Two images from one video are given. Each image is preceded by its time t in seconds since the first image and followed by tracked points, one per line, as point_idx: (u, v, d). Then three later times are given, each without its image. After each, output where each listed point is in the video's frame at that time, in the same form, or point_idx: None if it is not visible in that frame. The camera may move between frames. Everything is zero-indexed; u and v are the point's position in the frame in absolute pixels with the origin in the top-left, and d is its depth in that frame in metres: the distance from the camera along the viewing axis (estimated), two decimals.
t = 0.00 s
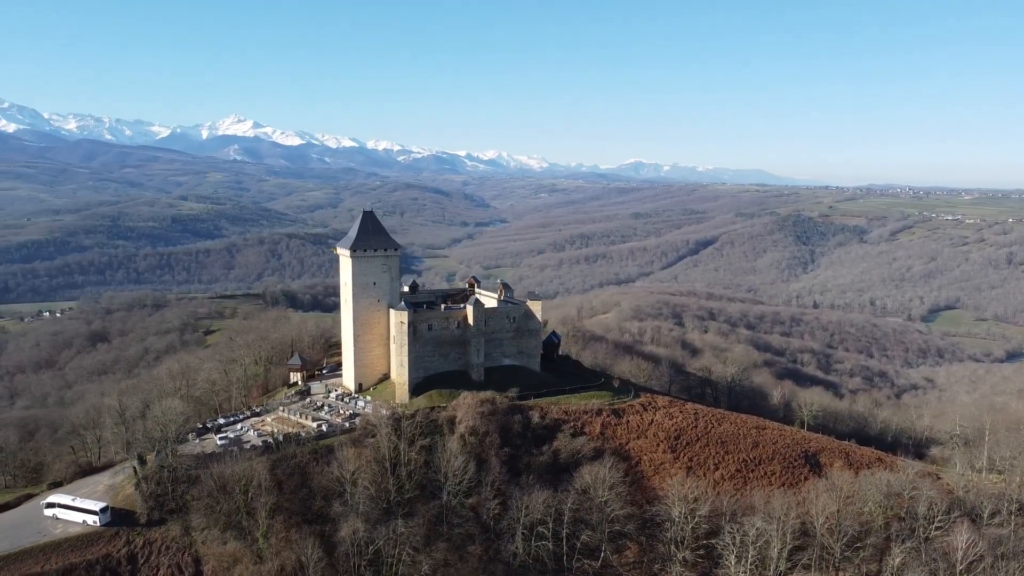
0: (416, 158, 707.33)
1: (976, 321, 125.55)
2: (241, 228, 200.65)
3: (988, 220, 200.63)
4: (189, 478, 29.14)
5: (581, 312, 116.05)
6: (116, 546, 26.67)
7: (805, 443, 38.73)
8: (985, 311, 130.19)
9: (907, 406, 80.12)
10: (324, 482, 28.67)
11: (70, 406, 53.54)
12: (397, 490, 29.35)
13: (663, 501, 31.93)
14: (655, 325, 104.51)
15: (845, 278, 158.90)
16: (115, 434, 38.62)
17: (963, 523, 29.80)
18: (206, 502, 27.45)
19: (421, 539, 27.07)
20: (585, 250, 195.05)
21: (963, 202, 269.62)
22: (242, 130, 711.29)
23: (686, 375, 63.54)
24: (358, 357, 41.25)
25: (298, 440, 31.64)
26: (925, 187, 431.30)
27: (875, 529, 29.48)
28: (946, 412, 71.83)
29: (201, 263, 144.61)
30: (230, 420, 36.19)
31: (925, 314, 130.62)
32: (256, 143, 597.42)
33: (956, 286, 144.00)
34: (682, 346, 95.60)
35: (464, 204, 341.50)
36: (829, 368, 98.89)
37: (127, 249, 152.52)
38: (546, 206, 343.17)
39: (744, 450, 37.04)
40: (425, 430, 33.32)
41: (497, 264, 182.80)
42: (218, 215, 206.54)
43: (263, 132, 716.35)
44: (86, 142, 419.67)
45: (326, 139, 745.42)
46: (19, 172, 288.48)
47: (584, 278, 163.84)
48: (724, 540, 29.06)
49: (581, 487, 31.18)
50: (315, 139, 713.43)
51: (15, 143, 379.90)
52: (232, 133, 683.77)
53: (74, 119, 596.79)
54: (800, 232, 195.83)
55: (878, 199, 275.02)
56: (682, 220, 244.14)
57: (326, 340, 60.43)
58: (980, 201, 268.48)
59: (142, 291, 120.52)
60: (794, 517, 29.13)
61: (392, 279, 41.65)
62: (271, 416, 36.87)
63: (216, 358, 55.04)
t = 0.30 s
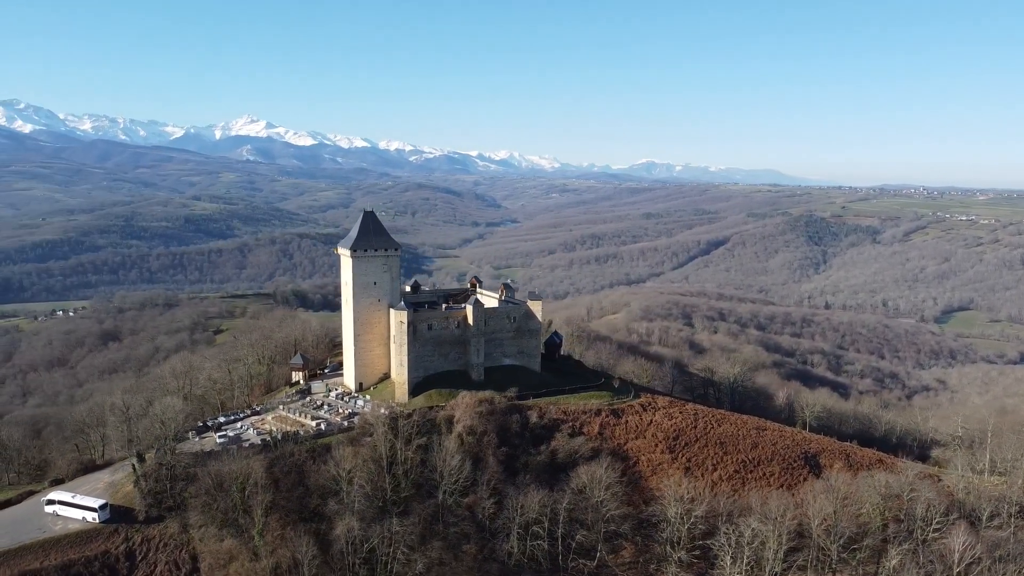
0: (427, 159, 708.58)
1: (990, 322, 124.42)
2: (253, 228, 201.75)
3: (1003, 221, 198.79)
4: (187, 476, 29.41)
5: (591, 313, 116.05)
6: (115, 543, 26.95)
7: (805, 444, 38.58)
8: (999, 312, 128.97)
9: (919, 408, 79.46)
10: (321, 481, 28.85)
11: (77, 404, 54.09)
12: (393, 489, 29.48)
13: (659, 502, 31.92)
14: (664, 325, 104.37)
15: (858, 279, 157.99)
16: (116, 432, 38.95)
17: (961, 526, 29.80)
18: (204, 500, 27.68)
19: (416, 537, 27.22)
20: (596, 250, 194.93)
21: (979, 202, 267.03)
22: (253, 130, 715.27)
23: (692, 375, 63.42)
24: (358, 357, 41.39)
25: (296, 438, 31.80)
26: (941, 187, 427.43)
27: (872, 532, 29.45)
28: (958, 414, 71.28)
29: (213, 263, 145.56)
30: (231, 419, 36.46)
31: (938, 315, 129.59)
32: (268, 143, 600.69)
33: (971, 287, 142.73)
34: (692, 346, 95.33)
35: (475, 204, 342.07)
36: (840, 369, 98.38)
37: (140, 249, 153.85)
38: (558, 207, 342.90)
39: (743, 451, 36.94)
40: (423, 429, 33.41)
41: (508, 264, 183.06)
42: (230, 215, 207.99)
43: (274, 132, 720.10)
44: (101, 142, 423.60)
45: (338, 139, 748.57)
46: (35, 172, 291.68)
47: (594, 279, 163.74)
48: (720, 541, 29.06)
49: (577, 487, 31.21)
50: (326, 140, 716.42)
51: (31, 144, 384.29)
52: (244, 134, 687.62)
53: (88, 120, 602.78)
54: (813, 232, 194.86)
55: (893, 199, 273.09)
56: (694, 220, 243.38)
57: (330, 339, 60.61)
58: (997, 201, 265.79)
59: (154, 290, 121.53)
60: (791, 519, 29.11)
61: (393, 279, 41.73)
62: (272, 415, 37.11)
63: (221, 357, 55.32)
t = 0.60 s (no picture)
0: (435, 159, 709.85)
1: (1000, 323, 123.71)
2: (262, 227, 202.52)
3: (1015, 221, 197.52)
4: (183, 474, 29.59)
5: (597, 313, 116.11)
6: (110, 540, 27.21)
7: (802, 445, 38.51)
8: (1009, 313, 128.17)
9: (927, 411, 79.16)
10: (315, 480, 29.00)
11: (80, 403, 54.42)
12: (387, 488, 29.59)
13: (653, 502, 31.93)
14: (671, 326, 104.29)
15: (867, 279, 157.41)
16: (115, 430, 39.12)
17: (956, 528, 29.81)
18: (198, 498, 27.87)
19: (409, 536, 27.36)
20: (604, 250, 194.95)
21: (992, 202, 265.38)
22: (263, 130, 718.35)
23: (695, 376, 63.34)
24: (356, 357, 41.50)
25: (291, 437, 31.95)
26: (954, 188, 425.11)
27: (865, 534, 29.48)
28: (965, 415, 70.96)
29: (222, 263, 146.24)
30: (228, 417, 36.69)
31: (947, 316, 128.98)
32: (277, 143, 603.04)
33: (981, 288, 141.92)
34: (699, 347, 95.08)
35: (483, 204, 342.66)
36: (847, 370, 98.08)
37: (149, 249, 154.76)
38: (566, 207, 342.98)
39: (739, 452, 36.89)
40: (417, 429, 33.51)
41: (516, 264, 183.34)
42: (239, 215, 208.90)
43: (283, 132, 722.87)
44: (112, 142, 426.41)
45: (346, 139, 750.99)
46: (47, 172, 293.91)
47: (602, 279, 163.71)
48: (713, 541, 29.08)
49: (571, 487, 31.26)
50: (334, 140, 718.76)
51: (43, 145, 387.34)
52: (253, 134, 690.63)
53: (99, 120, 606.99)
54: (822, 232, 194.26)
55: (904, 199, 271.87)
56: (702, 220, 242.95)
57: (333, 339, 60.68)
58: (1010, 202, 264.02)
59: (162, 290, 122.26)
60: (785, 520, 29.13)
61: (390, 279, 41.83)
62: (269, 414, 37.26)
63: (222, 356, 55.47)
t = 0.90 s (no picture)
0: (441, 159, 710.83)
1: (1009, 324, 123.06)
2: (270, 227, 203.33)
3: None
4: (177, 473, 29.78)
5: (603, 314, 116.15)
6: (105, 538, 27.44)
7: (798, 446, 38.43)
8: (1018, 315, 127.48)
9: (935, 412, 78.84)
10: (307, 479, 29.15)
11: (81, 402, 54.62)
12: (379, 488, 29.72)
13: (646, 502, 31.98)
14: (677, 326, 104.27)
15: (875, 280, 156.87)
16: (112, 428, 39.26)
17: (948, 530, 29.83)
18: (191, 496, 28.05)
19: (400, 536, 27.54)
20: (611, 250, 194.98)
21: (1003, 203, 263.71)
22: (270, 130, 720.79)
23: (697, 375, 63.27)
24: (353, 357, 41.63)
25: (285, 436, 32.10)
26: (964, 188, 423.19)
27: (857, 534, 29.57)
28: (972, 416, 70.67)
29: (229, 262, 146.89)
30: (225, 416, 36.90)
31: (956, 317, 128.40)
32: (284, 143, 604.95)
33: (990, 289, 141.19)
34: (705, 347, 94.97)
35: (490, 204, 343.03)
36: (853, 371, 97.88)
37: (158, 248, 155.63)
38: (574, 207, 343.02)
39: (734, 452, 36.87)
40: (411, 428, 33.60)
41: (522, 264, 183.60)
42: (247, 215, 209.75)
43: (291, 132, 725.55)
44: (122, 143, 428.83)
45: (354, 139, 753.17)
46: (57, 172, 295.99)
47: (609, 279, 163.69)
48: (705, 541, 29.11)
49: (564, 487, 31.32)
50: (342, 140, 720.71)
51: (54, 146, 390.05)
52: (261, 134, 693.11)
53: (109, 120, 610.91)
54: (830, 233, 193.71)
55: (914, 199, 270.59)
56: (710, 221, 242.55)
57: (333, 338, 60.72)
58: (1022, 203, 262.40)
59: (170, 290, 122.87)
60: (776, 521, 29.20)
61: (387, 279, 41.92)
62: (265, 413, 37.44)
63: (222, 354, 55.60)
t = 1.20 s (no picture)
0: (448, 159, 711.61)
1: (1017, 325, 122.51)
2: (277, 227, 203.95)
3: None
4: (170, 471, 29.94)
5: (608, 315, 116.21)
6: (98, 536, 27.62)
7: (792, 446, 38.38)
8: None
9: (942, 414, 78.55)
10: (300, 478, 29.30)
11: (82, 401, 54.81)
12: (371, 487, 29.84)
13: (638, 502, 32.03)
14: (682, 326, 104.24)
15: (882, 280, 156.42)
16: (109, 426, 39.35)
17: (940, 531, 29.85)
18: (184, 494, 28.22)
19: (392, 535, 27.66)
20: (618, 251, 195.00)
21: (1013, 203, 262.20)
22: (277, 130, 723.00)
23: (699, 375, 63.24)
24: (349, 356, 41.79)
25: (278, 436, 32.19)
26: (974, 189, 421.42)
27: (848, 535, 29.55)
28: (978, 417, 70.38)
29: (235, 262, 147.37)
30: (220, 416, 37.03)
31: (963, 318, 127.90)
32: (291, 143, 606.64)
33: (998, 289, 140.57)
34: (710, 348, 94.82)
35: (496, 204, 343.39)
36: (859, 372, 97.64)
37: (165, 248, 156.30)
38: (580, 207, 343.04)
39: (728, 453, 36.87)
40: (404, 428, 33.69)
41: (528, 264, 183.79)
42: (254, 215, 210.45)
43: (299, 132, 727.81)
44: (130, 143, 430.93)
45: (360, 139, 755.08)
46: (66, 172, 297.67)
47: (615, 279, 163.57)
48: (695, 541, 29.15)
49: (556, 486, 31.40)
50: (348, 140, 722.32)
51: (63, 147, 392.32)
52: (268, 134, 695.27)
53: (118, 120, 614.09)
54: (837, 233, 193.22)
55: (923, 199, 269.58)
56: (717, 221, 242.11)
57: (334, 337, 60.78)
58: None
59: (176, 289, 123.34)
60: (767, 521, 29.23)
61: (383, 279, 42.04)
62: (260, 412, 37.59)
63: (222, 354, 55.70)
